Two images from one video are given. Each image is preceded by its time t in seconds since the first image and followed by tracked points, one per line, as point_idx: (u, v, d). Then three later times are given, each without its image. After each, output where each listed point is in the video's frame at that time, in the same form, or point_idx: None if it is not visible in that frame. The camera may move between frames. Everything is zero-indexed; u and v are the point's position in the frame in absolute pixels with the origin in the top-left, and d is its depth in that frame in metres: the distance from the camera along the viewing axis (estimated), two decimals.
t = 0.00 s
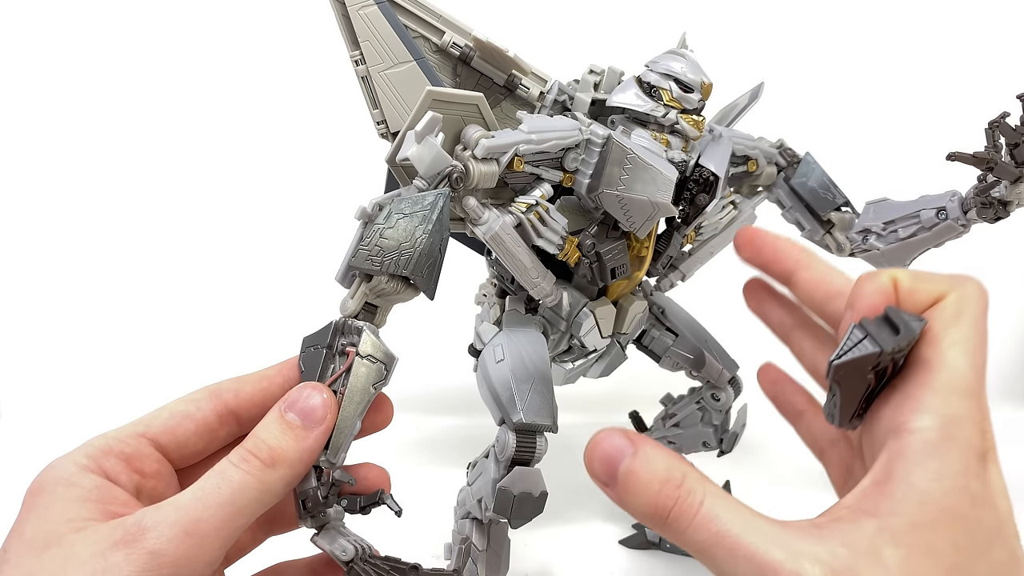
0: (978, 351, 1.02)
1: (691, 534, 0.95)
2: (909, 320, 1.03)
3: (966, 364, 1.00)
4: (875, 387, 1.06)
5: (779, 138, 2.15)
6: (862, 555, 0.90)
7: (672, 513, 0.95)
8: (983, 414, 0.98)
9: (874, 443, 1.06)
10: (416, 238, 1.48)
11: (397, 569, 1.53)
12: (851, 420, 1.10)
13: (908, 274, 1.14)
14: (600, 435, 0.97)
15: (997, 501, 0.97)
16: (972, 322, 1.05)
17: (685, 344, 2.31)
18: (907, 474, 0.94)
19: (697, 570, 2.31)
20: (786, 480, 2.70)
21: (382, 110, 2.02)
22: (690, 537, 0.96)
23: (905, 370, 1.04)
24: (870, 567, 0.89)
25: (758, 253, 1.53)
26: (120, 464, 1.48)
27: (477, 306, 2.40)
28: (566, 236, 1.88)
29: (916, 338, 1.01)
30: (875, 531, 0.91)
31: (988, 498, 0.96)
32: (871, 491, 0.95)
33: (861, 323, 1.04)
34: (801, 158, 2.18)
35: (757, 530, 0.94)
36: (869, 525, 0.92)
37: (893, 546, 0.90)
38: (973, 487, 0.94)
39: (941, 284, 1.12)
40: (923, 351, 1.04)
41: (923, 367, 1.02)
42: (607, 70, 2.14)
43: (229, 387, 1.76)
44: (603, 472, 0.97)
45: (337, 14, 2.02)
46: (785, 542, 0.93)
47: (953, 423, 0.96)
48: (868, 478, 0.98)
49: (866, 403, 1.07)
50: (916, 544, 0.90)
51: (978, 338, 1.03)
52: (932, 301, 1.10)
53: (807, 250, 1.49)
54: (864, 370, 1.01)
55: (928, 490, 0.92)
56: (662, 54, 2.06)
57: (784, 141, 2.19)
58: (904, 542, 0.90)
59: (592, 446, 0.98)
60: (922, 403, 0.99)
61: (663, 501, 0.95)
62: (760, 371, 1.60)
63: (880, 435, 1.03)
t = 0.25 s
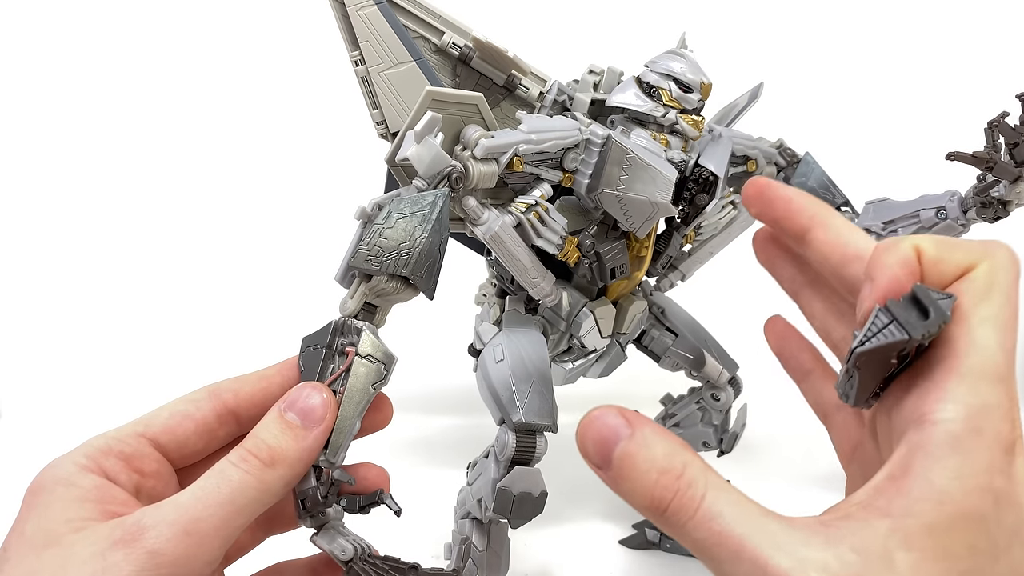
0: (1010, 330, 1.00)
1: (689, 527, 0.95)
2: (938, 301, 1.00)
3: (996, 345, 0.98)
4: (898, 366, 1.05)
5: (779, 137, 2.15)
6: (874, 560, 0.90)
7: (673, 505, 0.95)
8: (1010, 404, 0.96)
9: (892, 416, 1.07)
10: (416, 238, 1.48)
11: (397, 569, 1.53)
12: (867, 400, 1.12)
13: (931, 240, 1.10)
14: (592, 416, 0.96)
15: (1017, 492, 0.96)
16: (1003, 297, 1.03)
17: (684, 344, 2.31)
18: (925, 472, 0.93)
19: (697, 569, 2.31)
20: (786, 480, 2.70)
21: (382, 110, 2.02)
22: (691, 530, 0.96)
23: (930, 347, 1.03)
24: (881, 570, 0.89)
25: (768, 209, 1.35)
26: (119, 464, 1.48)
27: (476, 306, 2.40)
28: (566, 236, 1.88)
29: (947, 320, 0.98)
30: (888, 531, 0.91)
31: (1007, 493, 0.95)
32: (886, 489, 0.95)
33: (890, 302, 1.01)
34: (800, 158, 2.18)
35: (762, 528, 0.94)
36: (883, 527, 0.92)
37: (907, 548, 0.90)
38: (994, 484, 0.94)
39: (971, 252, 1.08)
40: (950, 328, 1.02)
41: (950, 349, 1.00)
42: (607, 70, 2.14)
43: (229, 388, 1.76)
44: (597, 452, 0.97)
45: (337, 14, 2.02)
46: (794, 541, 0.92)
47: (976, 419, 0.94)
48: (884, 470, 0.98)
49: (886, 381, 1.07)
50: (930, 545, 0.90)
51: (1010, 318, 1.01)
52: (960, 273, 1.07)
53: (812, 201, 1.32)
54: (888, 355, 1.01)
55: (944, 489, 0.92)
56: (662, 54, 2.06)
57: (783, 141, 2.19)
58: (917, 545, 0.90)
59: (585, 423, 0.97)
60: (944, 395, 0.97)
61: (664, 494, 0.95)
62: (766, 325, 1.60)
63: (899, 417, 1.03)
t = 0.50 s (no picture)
0: (947, 360, 1.01)
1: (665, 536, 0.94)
2: (878, 328, 1.05)
3: (932, 370, 1.00)
4: (846, 394, 1.06)
5: (779, 137, 2.15)
6: (829, 554, 0.89)
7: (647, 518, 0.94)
8: (948, 416, 0.97)
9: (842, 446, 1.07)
10: (417, 237, 1.48)
11: (398, 569, 1.53)
12: (825, 430, 1.11)
13: (884, 284, 1.15)
14: (576, 445, 0.96)
15: (965, 503, 0.96)
16: (945, 333, 1.04)
17: (684, 343, 2.31)
18: (874, 474, 0.94)
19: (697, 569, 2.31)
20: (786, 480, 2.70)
21: (382, 109, 2.02)
22: (665, 541, 0.95)
23: (876, 375, 1.05)
24: (836, 564, 0.88)
25: (748, 267, 1.57)
26: (119, 463, 1.48)
27: (476, 305, 2.40)
28: (566, 236, 1.88)
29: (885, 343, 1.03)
30: (841, 529, 0.91)
31: (954, 499, 0.95)
32: (840, 495, 0.95)
33: (833, 329, 1.06)
34: (801, 158, 2.18)
35: (725, 529, 0.93)
36: (835, 525, 0.92)
37: (859, 543, 0.89)
38: (939, 490, 0.94)
39: (914, 296, 1.12)
40: (891, 359, 1.05)
41: (890, 374, 1.03)
42: (608, 70, 2.14)
43: (230, 387, 1.75)
44: (580, 481, 0.97)
45: (337, 14, 2.02)
46: (752, 541, 0.92)
47: (921, 423, 0.96)
48: (835, 481, 0.98)
49: (838, 410, 1.08)
50: (882, 543, 0.89)
51: (948, 344, 1.03)
52: (907, 312, 1.10)
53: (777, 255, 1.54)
54: (832, 373, 1.03)
55: (894, 489, 0.92)
56: (662, 54, 2.06)
57: (783, 141, 2.19)
58: (870, 540, 0.90)
59: (569, 456, 0.97)
60: (888, 406, 0.99)
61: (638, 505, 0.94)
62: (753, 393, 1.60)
63: (848, 439, 1.04)
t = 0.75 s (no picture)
0: (988, 342, 1.01)
1: (705, 519, 0.94)
2: (920, 309, 1.04)
3: (974, 353, 1.00)
4: (885, 374, 1.06)
5: (780, 138, 2.15)
6: (872, 540, 0.89)
7: (687, 502, 0.95)
8: (990, 400, 0.97)
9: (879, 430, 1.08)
10: (417, 237, 1.48)
11: (398, 570, 1.53)
12: (861, 410, 1.10)
13: (925, 266, 1.14)
14: (616, 427, 0.97)
15: (1007, 487, 0.96)
16: (985, 313, 1.04)
17: (684, 344, 2.31)
18: (914, 460, 0.94)
19: (697, 569, 2.31)
20: (786, 480, 2.70)
21: (383, 109, 2.02)
22: (705, 525, 0.95)
23: (917, 356, 1.05)
24: (879, 547, 0.88)
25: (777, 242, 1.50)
26: (118, 463, 1.48)
27: (476, 305, 2.40)
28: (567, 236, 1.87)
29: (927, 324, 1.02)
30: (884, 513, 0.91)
31: (995, 484, 0.95)
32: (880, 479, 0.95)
33: (877, 308, 1.05)
34: (801, 159, 2.18)
35: (766, 512, 0.94)
36: (879, 509, 0.91)
37: (904, 529, 0.89)
38: (979, 473, 0.94)
39: (956, 277, 1.12)
40: (933, 340, 1.04)
41: (933, 357, 1.02)
42: (609, 70, 2.14)
43: (230, 385, 1.75)
44: (619, 463, 0.97)
45: (338, 13, 2.01)
46: (794, 525, 0.92)
47: (963, 406, 0.96)
48: (874, 466, 0.98)
49: (876, 391, 1.07)
50: (925, 527, 0.90)
51: (992, 327, 1.03)
52: (949, 291, 1.10)
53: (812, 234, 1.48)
54: (872, 354, 1.01)
55: (935, 473, 0.92)
56: (664, 54, 2.06)
57: (784, 141, 2.19)
58: (912, 523, 0.90)
59: (608, 439, 0.98)
60: (930, 391, 0.99)
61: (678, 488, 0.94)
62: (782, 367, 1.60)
63: (887, 423, 1.04)
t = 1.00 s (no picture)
0: (985, 342, 1.01)
1: (715, 518, 0.95)
2: (916, 312, 1.04)
3: (970, 354, 0.99)
4: (885, 377, 1.06)
5: (780, 138, 2.15)
6: (877, 535, 0.89)
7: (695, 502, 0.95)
8: (989, 399, 0.98)
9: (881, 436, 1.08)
10: (419, 237, 1.48)
11: (401, 571, 1.53)
12: (862, 412, 1.10)
13: (918, 269, 1.14)
14: (625, 435, 0.99)
15: (1010, 484, 0.96)
16: (980, 316, 1.03)
17: (685, 344, 2.31)
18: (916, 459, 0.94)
19: (697, 569, 2.31)
20: (786, 480, 2.70)
21: (384, 109, 2.02)
22: (716, 524, 0.96)
23: (915, 358, 1.05)
24: (885, 543, 0.88)
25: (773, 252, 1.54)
26: (119, 463, 1.47)
27: (477, 305, 2.40)
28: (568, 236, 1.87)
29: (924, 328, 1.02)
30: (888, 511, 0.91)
31: (998, 480, 0.95)
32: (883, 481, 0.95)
33: (873, 314, 1.05)
34: (802, 159, 2.18)
35: (773, 510, 0.94)
36: (884, 507, 0.91)
37: (908, 526, 0.89)
38: (982, 471, 0.94)
39: (949, 280, 1.10)
40: (930, 343, 1.04)
41: (930, 359, 1.02)
42: (609, 70, 2.14)
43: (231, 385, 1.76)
44: (629, 468, 0.99)
45: (339, 12, 2.01)
46: (802, 523, 0.92)
47: (963, 405, 0.96)
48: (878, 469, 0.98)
49: (876, 396, 1.08)
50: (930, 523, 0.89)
51: (987, 326, 1.02)
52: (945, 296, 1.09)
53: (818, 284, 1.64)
54: (872, 358, 1.02)
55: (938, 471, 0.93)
56: (664, 54, 2.05)
57: (785, 141, 2.19)
58: (916, 519, 0.89)
59: (619, 445, 1.00)
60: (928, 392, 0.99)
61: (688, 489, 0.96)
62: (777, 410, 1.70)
63: (889, 425, 1.04)
